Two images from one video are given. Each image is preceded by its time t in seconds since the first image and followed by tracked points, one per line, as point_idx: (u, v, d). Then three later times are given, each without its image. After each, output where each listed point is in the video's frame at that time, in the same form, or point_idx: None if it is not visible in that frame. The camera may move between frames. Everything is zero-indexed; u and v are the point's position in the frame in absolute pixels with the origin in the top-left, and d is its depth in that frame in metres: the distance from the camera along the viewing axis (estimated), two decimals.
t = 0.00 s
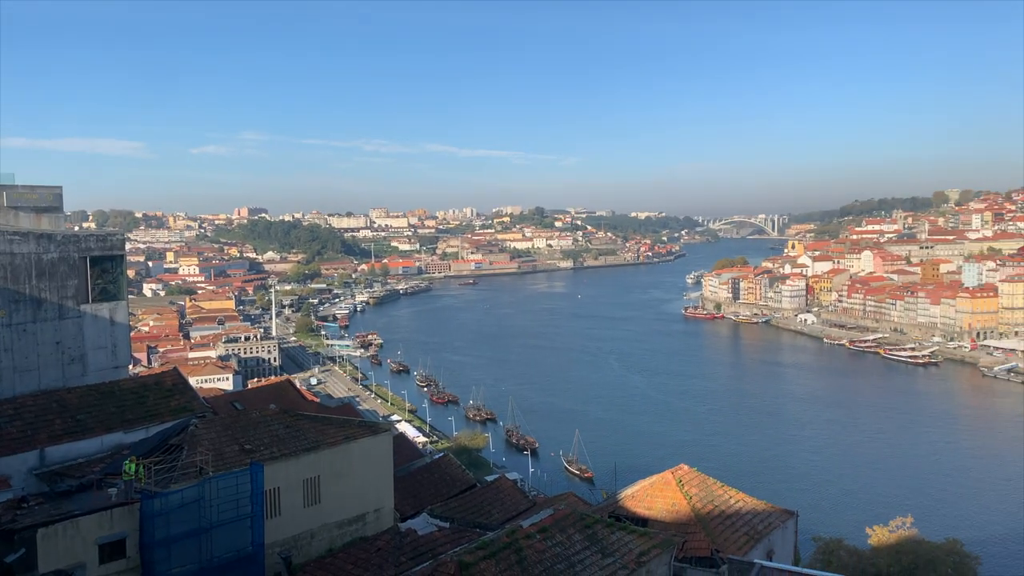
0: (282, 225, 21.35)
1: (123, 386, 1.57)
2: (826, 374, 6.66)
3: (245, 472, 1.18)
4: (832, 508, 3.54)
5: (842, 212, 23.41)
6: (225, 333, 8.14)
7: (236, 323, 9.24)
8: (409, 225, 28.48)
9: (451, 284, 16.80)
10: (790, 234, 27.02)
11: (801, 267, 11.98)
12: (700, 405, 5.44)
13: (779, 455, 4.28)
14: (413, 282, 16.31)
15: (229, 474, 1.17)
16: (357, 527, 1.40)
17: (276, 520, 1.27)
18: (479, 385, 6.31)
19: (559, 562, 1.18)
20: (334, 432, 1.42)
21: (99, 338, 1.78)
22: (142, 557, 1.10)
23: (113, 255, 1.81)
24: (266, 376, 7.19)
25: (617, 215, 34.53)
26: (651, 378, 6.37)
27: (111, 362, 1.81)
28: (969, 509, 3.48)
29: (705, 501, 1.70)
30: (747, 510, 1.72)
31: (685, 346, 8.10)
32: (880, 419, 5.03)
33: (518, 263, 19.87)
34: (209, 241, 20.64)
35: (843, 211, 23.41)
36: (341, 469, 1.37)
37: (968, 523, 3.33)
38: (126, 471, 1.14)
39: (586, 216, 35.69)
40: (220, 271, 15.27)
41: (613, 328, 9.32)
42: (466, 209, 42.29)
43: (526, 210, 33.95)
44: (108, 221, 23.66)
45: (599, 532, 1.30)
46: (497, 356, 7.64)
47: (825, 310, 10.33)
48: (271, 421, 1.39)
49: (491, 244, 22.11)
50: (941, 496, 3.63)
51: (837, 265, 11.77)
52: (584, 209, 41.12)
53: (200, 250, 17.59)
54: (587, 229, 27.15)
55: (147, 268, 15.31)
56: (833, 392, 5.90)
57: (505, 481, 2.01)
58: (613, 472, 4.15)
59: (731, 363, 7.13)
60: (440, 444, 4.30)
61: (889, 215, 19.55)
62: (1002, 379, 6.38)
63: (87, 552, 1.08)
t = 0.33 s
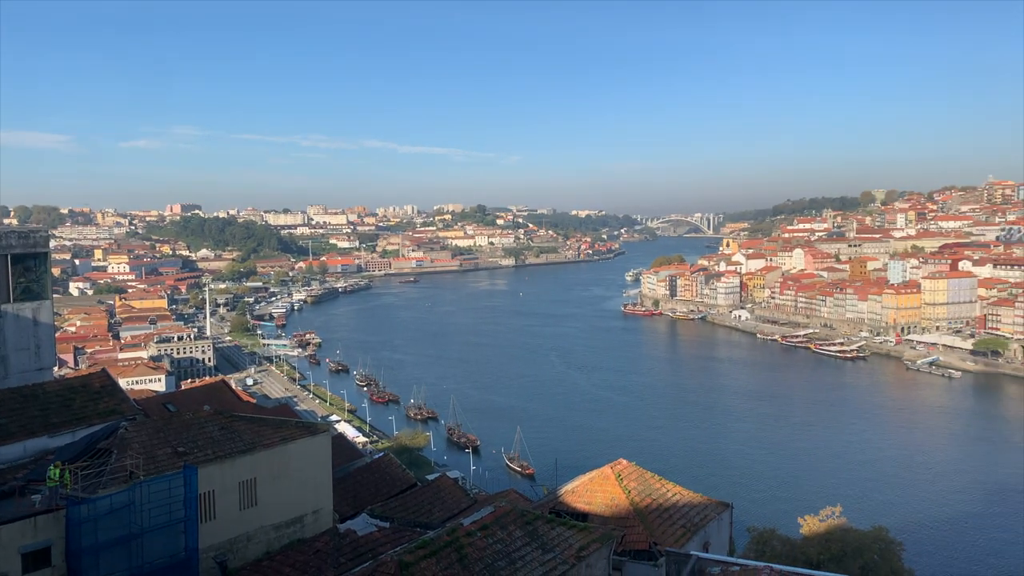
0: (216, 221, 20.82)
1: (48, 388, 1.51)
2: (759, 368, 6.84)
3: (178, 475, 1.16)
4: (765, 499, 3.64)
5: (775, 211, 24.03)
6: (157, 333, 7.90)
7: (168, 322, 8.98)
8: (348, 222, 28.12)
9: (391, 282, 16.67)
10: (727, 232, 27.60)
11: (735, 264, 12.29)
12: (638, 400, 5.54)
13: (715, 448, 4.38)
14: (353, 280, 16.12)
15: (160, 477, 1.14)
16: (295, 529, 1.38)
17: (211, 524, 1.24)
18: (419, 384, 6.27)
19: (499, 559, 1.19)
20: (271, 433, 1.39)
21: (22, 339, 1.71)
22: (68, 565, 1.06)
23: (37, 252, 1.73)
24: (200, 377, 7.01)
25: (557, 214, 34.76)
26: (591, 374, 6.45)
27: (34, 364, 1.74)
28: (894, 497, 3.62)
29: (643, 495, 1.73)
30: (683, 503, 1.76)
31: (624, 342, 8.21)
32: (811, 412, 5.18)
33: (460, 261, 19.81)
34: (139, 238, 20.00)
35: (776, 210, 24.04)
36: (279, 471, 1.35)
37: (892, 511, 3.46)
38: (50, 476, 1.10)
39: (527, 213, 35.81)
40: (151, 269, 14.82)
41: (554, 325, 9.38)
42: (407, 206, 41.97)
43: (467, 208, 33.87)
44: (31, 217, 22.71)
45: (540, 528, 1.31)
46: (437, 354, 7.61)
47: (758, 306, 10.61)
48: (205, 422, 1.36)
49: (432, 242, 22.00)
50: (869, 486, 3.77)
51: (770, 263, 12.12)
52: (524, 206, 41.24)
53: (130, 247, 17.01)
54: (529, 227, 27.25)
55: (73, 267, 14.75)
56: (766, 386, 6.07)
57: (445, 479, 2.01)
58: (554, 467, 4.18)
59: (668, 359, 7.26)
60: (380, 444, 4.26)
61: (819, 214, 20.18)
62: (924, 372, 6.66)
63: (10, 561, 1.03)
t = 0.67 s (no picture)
0: (153, 219, 20.25)
1: None
2: (701, 363, 6.98)
3: (114, 481, 1.12)
4: (708, 492, 3.71)
5: (717, 209, 24.52)
6: (92, 334, 7.66)
7: (103, 323, 8.71)
8: (292, 220, 27.67)
9: (336, 280, 16.46)
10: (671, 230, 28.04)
11: (678, 262, 12.49)
12: (583, 396, 5.59)
13: (659, 442, 4.45)
14: (296, 278, 15.87)
15: (95, 483, 1.11)
16: (237, 533, 1.35)
17: (149, 529, 1.21)
18: (365, 383, 6.22)
19: (446, 558, 1.19)
20: (211, 435, 1.36)
21: None
22: None
23: None
24: (138, 379, 6.82)
25: (503, 212, 34.82)
26: (537, 371, 6.48)
27: None
28: (831, 488, 3.73)
29: (589, 491, 1.75)
30: (628, 496, 1.78)
31: (570, 339, 8.28)
32: (751, 405, 5.30)
33: (406, 259, 19.69)
34: (71, 236, 19.32)
35: (718, 208, 24.53)
36: (220, 473, 1.32)
37: (828, 501, 3.57)
38: None
39: (473, 211, 35.79)
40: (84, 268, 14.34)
41: (500, 323, 9.41)
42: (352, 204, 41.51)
43: (413, 206, 33.69)
44: None
45: (487, 525, 1.31)
46: (383, 352, 7.55)
47: (700, 303, 10.81)
48: (142, 425, 1.32)
49: (378, 239, 21.81)
50: (807, 477, 3.88)
51: (711, 260, 12.36)
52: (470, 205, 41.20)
53: (62, 245, 16.43)
54: (475, 225, 27.21)
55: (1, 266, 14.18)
56: (709, 380, 6.20)
57: (391, 479, 1.99)
58: (501, 465, 4.18)
59: (614, 355, 7.36)
60: (325, 445, 4.20)
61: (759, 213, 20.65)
62: (859, 365, 6.88)
63: None
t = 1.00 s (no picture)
0: (92, 215, 19.63)
1: None
2: (650, 358, 7.08)
3: (52, 486, 1.09)
4: (657, 486, 3.75)
5: (666, 206, 24.84)
6: (28, 334, 7.40)
7: (40, 323, 8.42)
8: (238, 216, 27.13)
9: (283, 278, 16.21)
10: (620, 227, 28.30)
11: (627, 258, 12.62)
12: (535, 392, 5.61)
13: (609, 437, 4.50)
14: (243, 276, 15.57)
15: (32, 489, 1.07)
16: (182, 536, 1.33)
17: (89, 535, 1.17)
18: (315, 382, 6.14)
19: (396, 557, 1.18)
20: (155, 437, 1.33)
21: None
22: None
23: None
24: (78, 380, 6.62)
25: (454, 209, 34.72)
26: (488, 368, 6.49)
27: None
28: (775, 479, 3.81)
29: (540, 486, 1.76)
30: (579, 491, 1.80)
31: (521, 336, 8.31)
32: (698, 399, 5.40)
33: (355, 256, 19.48)
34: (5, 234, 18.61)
35: (666, 205, 24.85)
36: (164, 476, 1.29)
37: (774, 492, 3.64)
38: None
39: (424, 208, 35.59)
40: (19, 267, 13.85)
41: (451, 320, 9.38)
42: (300, 200, 40.90)
43: (362, 203, 33.36)
44: None
45: (438, 523, 1.31)
46: (332, 351, 7.47)
47: (650, 299, 10.94)
48: (81, 428, 1.28)
49: (327, 237, 21.53)
50: (752, 468, 3.97)
51: (660, 257, 12.51)
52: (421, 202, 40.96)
53: None
54: (426, 222, 27.07)
55: None
56: (658, 375, 6.28)
57: (341, 479, 1.97)
58: (453, 463, 4.17)
59: (564, 351, 7.41)
60: (272, 446, 4.13)
61: (707, 210, 21.00)
62: (802, 359, 7.05)
63: None
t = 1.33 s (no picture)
0: (32, 211, 19.00)
1: None
2: (604, 353, 7.14)
3: None
4: (611, 479, 3.79)
5: (619, 202, 25.05)
6: None
7: None
8: (186, 213, 26.53)
9: (233, 275, 15.91)
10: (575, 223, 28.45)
11: (581, 254, 12.70)
12: (490, 388, 5.62)
13: (563, 432, 4.53)
14: (191, 274, 15.24)
15: None
16: (130, 540, 1.29)
17: (31, 542, 1.14)
18: (266, 381, 6.05)
19: (350, 556, 1.17)
20: (100, 439, 1.30)
21: None
22: None
23: None
24: (19, 381, 6.41)
25: (408, 206, 34.50)
26: (443, 365, 6.48)
27: None
28: (725, 470, 3.88)
29: (495, 482, 1.76)
30: (534, 486, 1.81)
31: (476, 332, 8.30)
32: (652, 393, 5.46)
33: (308, 253, 19.23)
34: None
35: (619, 202, 25.06)
36: (109, 478, 1.26)
37: (725, 483, 3.71)
38: None
39: (378, 204, 35.28)
40: None
41: (406, 317, 9.32)
42: (251, 196, 40.17)
43: (315, 198, 32.92)
44: None
45: (392, 522, 1.30)
46: (284, 349, 7.37)
47: (603, 295, 11.04)
48: (23, 431, 1.24)
49: (278, 233, 21.20)
50: (703, 460, 4.03)
51: (613, 253, 12.62)
52: (375, 198, 40.61)
53: None
54: (379, 218, 26.86)
55: None
56: (612, 370, 6.34)
57: (294, 479, 1.95)
58: (408, 460, 4.15)
59: (519, 346, 7.44)
60: (223, 446, 4.06)
61: (659, 207, 21.25)
62: (751, 352, 7.20)
63: None
